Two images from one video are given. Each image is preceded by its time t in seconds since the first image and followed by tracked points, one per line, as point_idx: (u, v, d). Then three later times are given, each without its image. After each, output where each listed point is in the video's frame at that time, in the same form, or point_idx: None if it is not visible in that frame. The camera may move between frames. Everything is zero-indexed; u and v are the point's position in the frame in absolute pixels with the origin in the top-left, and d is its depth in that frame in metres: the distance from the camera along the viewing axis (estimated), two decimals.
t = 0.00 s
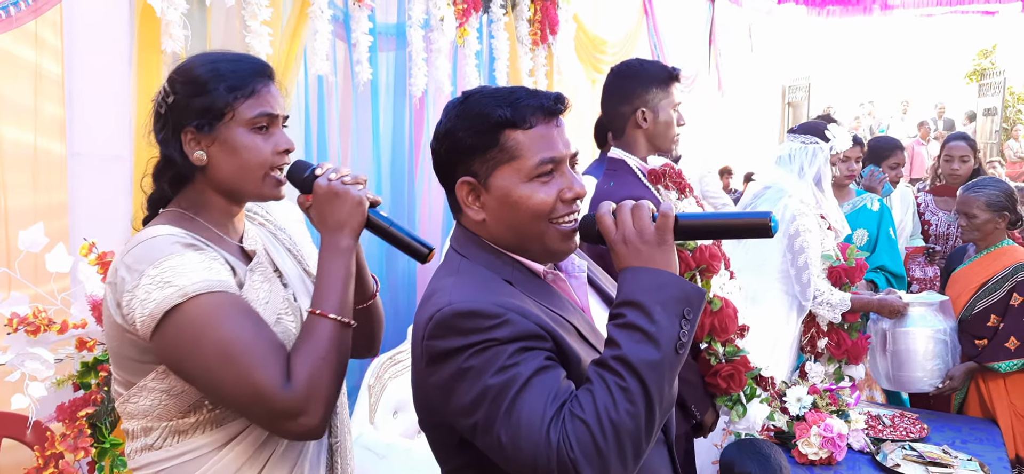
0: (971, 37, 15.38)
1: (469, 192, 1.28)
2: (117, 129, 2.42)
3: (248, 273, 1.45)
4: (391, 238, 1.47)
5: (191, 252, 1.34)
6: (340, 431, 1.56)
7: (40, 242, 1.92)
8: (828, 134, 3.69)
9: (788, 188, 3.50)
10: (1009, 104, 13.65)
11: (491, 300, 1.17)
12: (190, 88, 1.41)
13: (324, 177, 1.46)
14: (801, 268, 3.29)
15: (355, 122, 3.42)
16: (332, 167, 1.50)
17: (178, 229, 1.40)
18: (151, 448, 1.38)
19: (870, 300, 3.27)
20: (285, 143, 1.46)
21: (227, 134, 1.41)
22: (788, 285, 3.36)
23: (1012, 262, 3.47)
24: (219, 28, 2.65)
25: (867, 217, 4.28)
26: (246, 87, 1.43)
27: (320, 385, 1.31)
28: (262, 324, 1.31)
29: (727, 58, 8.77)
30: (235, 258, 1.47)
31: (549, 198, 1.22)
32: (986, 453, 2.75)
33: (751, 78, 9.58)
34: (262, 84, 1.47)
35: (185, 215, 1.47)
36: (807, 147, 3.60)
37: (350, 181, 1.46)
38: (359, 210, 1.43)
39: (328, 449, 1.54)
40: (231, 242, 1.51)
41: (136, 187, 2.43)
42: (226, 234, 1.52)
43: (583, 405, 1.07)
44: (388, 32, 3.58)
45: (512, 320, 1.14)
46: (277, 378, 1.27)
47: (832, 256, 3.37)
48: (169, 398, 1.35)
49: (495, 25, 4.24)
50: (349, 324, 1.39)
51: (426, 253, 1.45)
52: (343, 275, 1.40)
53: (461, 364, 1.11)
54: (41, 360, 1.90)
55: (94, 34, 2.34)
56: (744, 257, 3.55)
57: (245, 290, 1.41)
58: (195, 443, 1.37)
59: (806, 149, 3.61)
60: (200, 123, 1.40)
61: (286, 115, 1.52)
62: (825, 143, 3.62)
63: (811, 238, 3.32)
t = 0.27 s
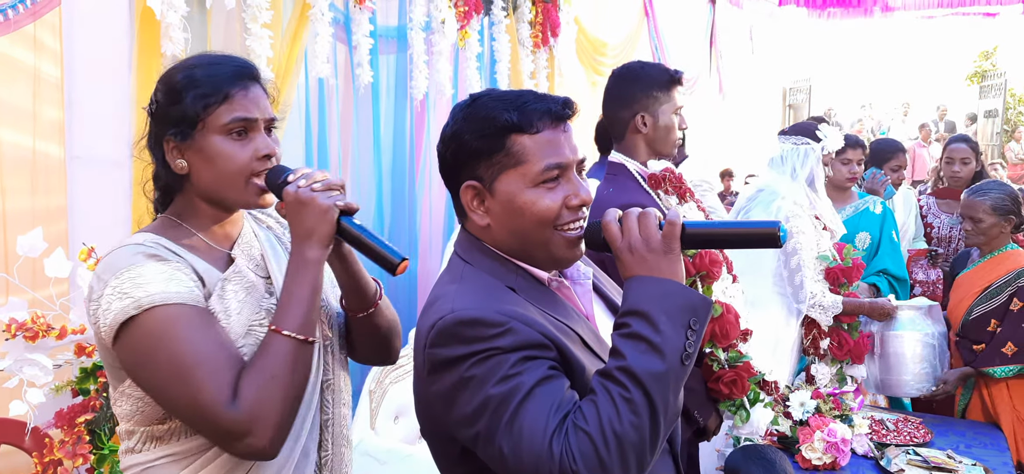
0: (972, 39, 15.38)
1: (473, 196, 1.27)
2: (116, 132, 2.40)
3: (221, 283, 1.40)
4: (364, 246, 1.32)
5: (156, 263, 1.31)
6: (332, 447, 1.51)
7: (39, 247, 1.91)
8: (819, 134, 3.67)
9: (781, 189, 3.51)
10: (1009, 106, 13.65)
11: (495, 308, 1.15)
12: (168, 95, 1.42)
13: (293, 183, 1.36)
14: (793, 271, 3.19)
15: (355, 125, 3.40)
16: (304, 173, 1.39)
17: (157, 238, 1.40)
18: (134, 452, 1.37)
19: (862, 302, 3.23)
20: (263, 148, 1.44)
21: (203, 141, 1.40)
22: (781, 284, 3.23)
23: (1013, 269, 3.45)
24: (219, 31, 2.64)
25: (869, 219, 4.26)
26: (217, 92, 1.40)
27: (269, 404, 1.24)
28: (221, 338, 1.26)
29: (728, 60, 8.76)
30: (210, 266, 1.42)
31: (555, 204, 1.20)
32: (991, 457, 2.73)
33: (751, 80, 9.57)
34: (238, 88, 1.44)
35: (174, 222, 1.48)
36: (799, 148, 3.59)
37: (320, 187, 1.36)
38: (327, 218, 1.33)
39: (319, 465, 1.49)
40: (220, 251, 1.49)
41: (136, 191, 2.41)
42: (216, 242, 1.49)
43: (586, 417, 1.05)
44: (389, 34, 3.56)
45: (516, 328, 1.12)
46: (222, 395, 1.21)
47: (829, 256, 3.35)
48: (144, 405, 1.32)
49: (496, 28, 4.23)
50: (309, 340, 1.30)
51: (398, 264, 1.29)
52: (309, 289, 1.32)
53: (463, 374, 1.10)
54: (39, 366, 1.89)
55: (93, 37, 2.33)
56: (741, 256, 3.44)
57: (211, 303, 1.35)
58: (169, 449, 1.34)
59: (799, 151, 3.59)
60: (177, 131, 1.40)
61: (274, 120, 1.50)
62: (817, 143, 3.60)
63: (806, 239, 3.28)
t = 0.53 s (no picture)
0: (971, 40, 15.39)
1: (475, 198, 1.26)
2: (115, 135, 2.39)
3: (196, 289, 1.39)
4: (332, 256, 1.28)
5: (131, 265, 1.34)
6: (318, 459, 1.51)
7: (37, 250, 1.89)
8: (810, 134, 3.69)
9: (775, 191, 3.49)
10: (1009, 107, 13.65)
11: (497, 312, 1.14)
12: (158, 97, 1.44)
13: (269, 189, 1.35)
14: (786, 271, 3.19)
15: (355, 127, 3.39)
16: (282, 177, 1.37)
17: (145, 238, 1.43)
18: (121, 451, 1.41)
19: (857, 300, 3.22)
20: (249, 152, 1.43)
21: (188, 143, 1.41)
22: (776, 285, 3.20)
23: None
24: (218, 33, 2.63)
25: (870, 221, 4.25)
26: (202, 92, 1.41)
27: (222, 417, 1.25)
28: (187, 346, 1.29)
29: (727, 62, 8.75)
30: (190, 270, 1.41)
31: (558, 205, 1.19)
32: (995, 459, 2.71)
33: (751, 82, 9.56)
34: (227, 89, 1.44)
35: (169, 224, 1.50)
36: (789, 149, 3.59)
37: (295, 194, 1.34)
38: (296, 227, 1.32)
39: None
40: (209, 256, 1.48)
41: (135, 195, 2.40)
42: (209, 247, 1.49)
43: (590, 422, 1.04)
44: (388, 36, 3.55)
45: (519, 333, 1.10)
46: (177, 404, 1.23)
47: (825, 256, 3.32)
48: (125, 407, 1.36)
49: (496, 30, 4.22)
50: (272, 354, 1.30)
51: (363, 275, 1.22)
52: (277, 300, 1.32)
53: (466, 378, 1.08)
54: (38, 369, 1.87)
55: (92, 38, 2.32)
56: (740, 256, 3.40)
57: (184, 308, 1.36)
58: (153, 451, 1.36)
59: (790, 152, 3.59)
60: (165, 132, 1.43)
61: (265, 122, 1.48)
62: (808, 144, 3.61)
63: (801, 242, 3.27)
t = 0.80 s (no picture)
0: (970, 42, 15.40)
1: (476, 199, 1.25)
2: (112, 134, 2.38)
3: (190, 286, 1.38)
4: (326, 252, 1.29)
5: (125, 260, 1.34)
6: (314, 461, 1.50)
7: (35, 250, 1.89)
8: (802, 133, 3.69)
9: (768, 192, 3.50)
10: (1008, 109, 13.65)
11: (496, 310, 1.13)
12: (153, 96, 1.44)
13: (264, 185, 1.37)
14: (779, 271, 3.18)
15: (354, 127, 3.38)
16: (277, 174, 1.39)
17: (141, 234, 1.43)
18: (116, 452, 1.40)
19: (851, 304, 3.15)
20: (244, 148, 1.42)
21: (184, 142, 1.41)
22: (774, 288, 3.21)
23: None
24: (217, 32, 2.63)
25: (869, 222, 4.25)
26: (196, 90, 1.40)
27: (212, 414, 1.24)
28: (181, 343, 1.28)
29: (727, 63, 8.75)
30: (185, 267, 1.41)
31: (560, 205, 1.18)
32: (996, 460, 2.71)
33: (751, 83, 9.57)
34: (222, 87, 1.43)
35: (167, 223, 1.49)
36: (783, 150, 3.57)
37: (289, 190, 1.35)
38: (289, 223, 1.33)
39: None
40: (208, 255, 1.47)
41: (133, 195, 2.39)
42: (206, 246, 1.49)
43: (591, 420, 1.03)
44: (388, 36, 3.54)
45: (518, 330, 1.10)
46: (168, 401, 1.23)
47: (820, 256, 3.29)
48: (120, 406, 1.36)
49: (496, 30, 4.21)
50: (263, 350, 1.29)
51: (357, 271, 1.23)
52: (269, 297, 1.32)
53: (465, 376, 1.08)
54: (36, 370, 1.86)
55: (91, 38, 2.31)
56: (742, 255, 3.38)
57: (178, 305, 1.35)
58: (148, 451, 1.35)
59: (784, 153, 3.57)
60: (160, 131, 1.42)
61: (262, 120, 1.48)
62: (801, 143, 3.60)
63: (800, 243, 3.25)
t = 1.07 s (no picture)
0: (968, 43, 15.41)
1: (477, 199, 1.24)
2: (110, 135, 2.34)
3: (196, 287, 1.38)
4: (338, 251, 1.29)
5: (132, 263, 1.33)
6: (320, 459, 1.50)
7: (32, 250, 1.88)
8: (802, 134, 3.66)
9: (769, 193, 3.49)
10: (1006, 109, 13.65)
11: (497, 311, 1.13)
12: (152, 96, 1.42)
13: (272, 184, 1.36)
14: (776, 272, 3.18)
15: (353, 126, 3.38)
16: (285, 174, 1.38)
17: (143, 237, 1.42)
18: (116, 457, 1.38)
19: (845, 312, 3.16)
20: (246, 150, 1.42)
21: (184, 143, 1.40)
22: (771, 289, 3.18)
23: None
24: (215, 31, 2.62)
25: (872, 223, 4.24)
26: (196, 90, 1.39)
27: (233, 416, 1.24)
28: (193, 344, 1.27)
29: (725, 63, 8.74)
30: (191, 269, 1.40)
31: (562, 203, 1.18)
32: (996, 461, 2.70)
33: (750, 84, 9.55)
34: (222, 87, 1.42)
35: (164, 223, 1.48)
36: (783, 151, 3.57)
37: (299, 189, 1.36)
38: (301, 222, 1.33)
39: None
40: (209, 255, 1.47)
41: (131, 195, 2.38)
42: (206, 246, 1.48)
43: (592, 422, 1.03)
44: (386, 36, 3.53)
45: (520, 331, 1.09)
46: (189, 403, 1.22)
47: (820, 256, 3.29)
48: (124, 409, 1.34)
49: (495, 30, 4.20)
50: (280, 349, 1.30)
51: (372, 269, 1.23)
52: (282, 297, 1.33)
53: (466, 378, 1.07)
54: (33, 371, 1.85)
55: (91, 37, 2.31)
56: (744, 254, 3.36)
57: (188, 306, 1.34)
58: (152, 455, 1.34)
59: (783, 154, 3.57)
60: (158, 132, 1.40)
61: (261, 119, 1.47)
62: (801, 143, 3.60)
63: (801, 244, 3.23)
